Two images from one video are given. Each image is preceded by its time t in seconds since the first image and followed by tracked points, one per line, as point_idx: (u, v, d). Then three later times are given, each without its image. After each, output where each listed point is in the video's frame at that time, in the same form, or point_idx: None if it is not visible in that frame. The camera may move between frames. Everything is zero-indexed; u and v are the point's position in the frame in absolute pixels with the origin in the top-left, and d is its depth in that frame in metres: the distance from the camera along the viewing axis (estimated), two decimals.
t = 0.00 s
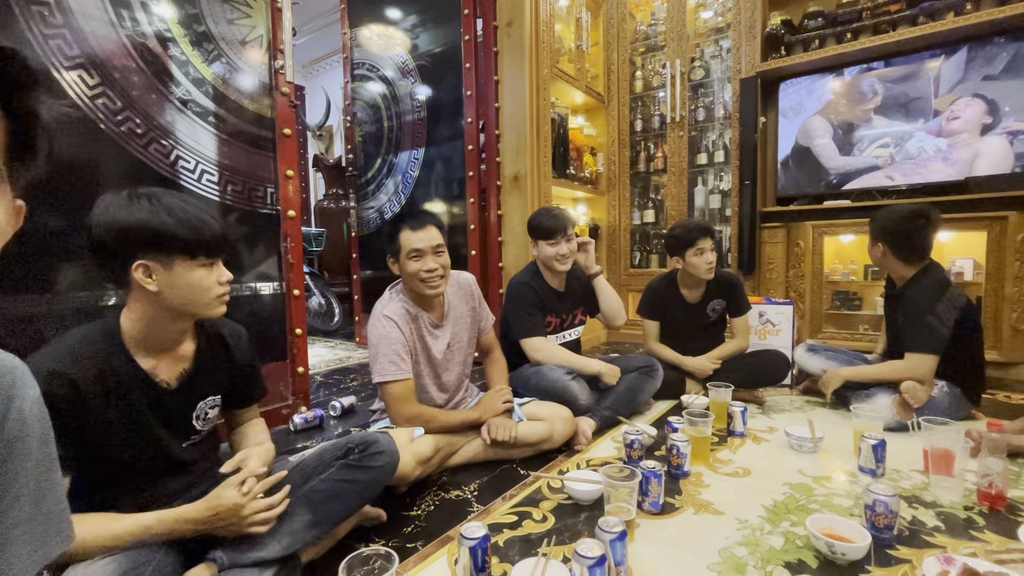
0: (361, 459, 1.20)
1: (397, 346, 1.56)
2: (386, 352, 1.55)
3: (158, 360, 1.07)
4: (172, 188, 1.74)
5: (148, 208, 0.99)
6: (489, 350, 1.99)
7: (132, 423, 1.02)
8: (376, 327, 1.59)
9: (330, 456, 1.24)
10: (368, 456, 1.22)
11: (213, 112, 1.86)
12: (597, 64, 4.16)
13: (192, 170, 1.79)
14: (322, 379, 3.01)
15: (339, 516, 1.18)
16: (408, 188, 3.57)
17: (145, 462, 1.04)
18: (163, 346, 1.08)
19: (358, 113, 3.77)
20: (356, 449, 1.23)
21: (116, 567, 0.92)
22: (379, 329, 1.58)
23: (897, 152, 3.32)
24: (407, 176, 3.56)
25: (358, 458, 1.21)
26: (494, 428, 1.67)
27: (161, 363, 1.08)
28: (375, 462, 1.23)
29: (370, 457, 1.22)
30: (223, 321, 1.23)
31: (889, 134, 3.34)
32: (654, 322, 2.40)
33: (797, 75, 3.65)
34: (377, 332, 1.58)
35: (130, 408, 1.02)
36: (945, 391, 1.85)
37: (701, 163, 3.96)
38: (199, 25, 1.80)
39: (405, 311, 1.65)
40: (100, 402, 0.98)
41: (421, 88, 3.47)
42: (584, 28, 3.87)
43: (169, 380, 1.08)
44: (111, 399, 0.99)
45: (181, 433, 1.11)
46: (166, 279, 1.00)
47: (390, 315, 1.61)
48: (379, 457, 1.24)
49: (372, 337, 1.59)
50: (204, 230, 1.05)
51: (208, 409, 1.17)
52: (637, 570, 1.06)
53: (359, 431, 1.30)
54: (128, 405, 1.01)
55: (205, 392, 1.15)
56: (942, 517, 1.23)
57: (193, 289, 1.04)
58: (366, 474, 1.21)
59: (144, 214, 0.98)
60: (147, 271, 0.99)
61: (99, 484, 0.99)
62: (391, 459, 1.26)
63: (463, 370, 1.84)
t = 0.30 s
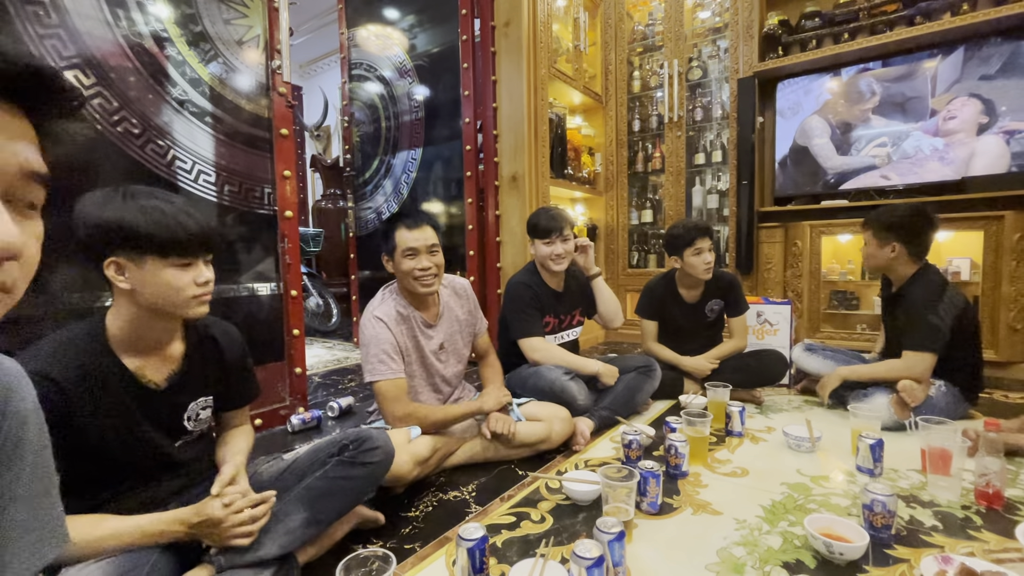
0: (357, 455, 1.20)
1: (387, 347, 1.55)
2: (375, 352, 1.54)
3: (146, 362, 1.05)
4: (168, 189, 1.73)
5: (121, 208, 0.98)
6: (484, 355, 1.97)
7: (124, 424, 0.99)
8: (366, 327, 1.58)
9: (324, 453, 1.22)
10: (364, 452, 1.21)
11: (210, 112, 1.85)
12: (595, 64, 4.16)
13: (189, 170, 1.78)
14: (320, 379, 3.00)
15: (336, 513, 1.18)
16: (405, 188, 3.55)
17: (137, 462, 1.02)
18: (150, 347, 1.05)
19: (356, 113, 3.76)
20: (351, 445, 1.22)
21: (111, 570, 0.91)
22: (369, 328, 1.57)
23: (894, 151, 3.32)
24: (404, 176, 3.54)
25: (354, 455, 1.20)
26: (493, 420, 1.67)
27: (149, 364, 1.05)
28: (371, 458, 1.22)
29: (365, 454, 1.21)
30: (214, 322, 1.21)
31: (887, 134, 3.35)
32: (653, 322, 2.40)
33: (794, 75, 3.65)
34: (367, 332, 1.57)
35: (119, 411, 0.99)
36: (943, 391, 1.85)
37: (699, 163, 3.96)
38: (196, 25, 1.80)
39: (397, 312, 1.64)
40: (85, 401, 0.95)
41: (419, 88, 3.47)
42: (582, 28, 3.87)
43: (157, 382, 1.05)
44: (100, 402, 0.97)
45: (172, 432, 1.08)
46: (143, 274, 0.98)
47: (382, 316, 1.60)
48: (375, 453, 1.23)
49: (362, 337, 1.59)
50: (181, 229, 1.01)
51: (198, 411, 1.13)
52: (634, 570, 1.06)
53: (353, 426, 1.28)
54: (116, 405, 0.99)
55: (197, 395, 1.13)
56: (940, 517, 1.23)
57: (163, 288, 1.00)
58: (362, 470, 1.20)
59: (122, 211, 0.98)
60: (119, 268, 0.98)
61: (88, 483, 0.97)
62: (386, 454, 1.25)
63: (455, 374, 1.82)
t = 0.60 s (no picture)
0: (356, 458, 1.19)
1: (373, 343, 1.55)
2: (359, 348, 1.54)
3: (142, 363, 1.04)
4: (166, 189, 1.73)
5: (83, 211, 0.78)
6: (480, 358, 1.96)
7: (117, 423, 0.97)
8: (359, 321, 1.58)
9: (324, 456, 1.22)
10: (363, 455, 1.21)
11: (207, 112, 1.84)
12: (593, 63, 4.16)
13: (186, 169, 1.77)
14: (318, 380, 3.00)
15: (334, 516, 1.18)
16: (402, 188, 3.54)
17: (129, 463, 0.99)
18: (142, 349, 1.01)
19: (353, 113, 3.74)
20: (350, 448, 1.22)
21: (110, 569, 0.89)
22: (361, 323, 1.57)
23: (892, 150, 3.33)
24: (402, 176, 3.54)
25: (353, 457, 1.20)
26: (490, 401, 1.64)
27: (140, 367, 1.02)
28: (370, 461, 1.22)
29: (364, 456, 1.21)
30: (209, 323, 1.17)
31: (885, 133, 3.35)
32: (651, 322, 2.40)
33: (792, 74, 3.65)
34: (357, 327, 1.58)
35: (111, 413, 0.97)
36: (941, 390, 1.86)
37: (697, 163, 3.96)
38: (192, 24, 1.79)
39: (395, 312, 1.64)
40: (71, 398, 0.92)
41: (417, 88, 3.46)
42: (579, 28, 3.87)
43: (148, 384, 1.02)
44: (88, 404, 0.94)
45: (166, 433, 1.06)
46: (133, 279, 0.88)
47: (378, 314, 1.60)
48: (374, 455, 1.23)
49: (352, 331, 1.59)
50: (153, 227, 0.89)
51: (194, 412, 1.12)
52: (632, 570, 1.06)
53: (352, 429, 1.28)
54: (105, 405, 0.96)
55: (191, 396, 1.11)
56: (938, 516, 1.24)
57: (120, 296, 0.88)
58: (361, 473, 1.20)
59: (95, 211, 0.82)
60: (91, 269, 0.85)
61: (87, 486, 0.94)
62: (385, 458, 1.25)
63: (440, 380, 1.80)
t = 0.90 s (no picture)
0: (353, 457, 1.20)
1: (366, 346, 1.57)
2: (348, 349, 1.56)
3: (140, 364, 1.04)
4: (163, 188, 1.72)
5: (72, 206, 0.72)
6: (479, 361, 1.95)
7: (111, 424, 0.96)
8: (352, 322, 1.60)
9: (321, 455, 1.22)
10: (360, 454, 1.21)
11: (205, 111, 1.84)
12: (591, 64, 4.16)
13: (183, 169, 1.76)
14: (316, 380, 2.99)
15: (333, 515, 1.18)
16: (401, 188, 3.54)
17: (123, 463, 0.98)
18: (136, 349, 1.01)
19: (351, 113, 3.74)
20: (347, 447, 1.22)
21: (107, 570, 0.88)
22: (353, 324, 1.59)
23: (891, 149, 3.34)
24: (401, 176, 3.53)
25: (351, 457, 1.20)
26: (417, 458, 1.46)
27: (131, 367, 1.01)
28: (367, 460, 1.22)
29: (362, 455, 1.21)
30: (202, 320, 1.17)
31: (882, 133, 3.36)
32: (649, 322, 2.40)
33: (790, 74, 3.66)
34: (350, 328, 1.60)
35: (105, 414, 0.96)
36: (939, 389, 1.86)
37: (695, 163, 3.96)
38: (190, 23, 1.78)
39: (390, 315, 1.64)
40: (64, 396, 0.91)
41: (415, 88, 3.45)
42: (578, 28, 3.87)
43: (142, 384, 1.01)
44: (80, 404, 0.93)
45: (161, 431, 1.05)
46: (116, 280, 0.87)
47: (371, 316, 1.60)
48: (371, 454, 1.23)
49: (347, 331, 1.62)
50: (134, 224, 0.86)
51: (188, 410, 1.10)
52: (631, 570, 1.06)
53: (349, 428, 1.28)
54: (99, 405, 0.95)
55: (183, 395, 1.09)
56: (936, 515, 1.24)
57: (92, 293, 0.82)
58: (359, 472, 1.20)
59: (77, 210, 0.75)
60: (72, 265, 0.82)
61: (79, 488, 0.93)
62: (383, 456, 1.25)
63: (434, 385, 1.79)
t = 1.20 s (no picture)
0: (354, 459, 1.21)
1: (365, 336, 1.56)
2: (346, 340, 1.56)
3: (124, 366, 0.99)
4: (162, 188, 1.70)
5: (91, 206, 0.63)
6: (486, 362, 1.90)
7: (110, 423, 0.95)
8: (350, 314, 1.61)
9: (320, 457, 1.23)
10: (361, 456, 1.23)
11: (203, 111, 1.84)
12: (590, 64, 4.16)
13: (181, 169, 1.75)
14: (314, 381, 2.99)
15: (331, 518, 1.18)
16: (399, 188, 3.54)
17: (126, 462, 0.97)
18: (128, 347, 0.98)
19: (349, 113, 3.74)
20: (349, 450, 1.23)
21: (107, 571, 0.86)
22: (351, 316, 1.60)
23: (889, 149, 3.34)
24: (399, 176, 3.53)
25: (351, 458, 1.22)
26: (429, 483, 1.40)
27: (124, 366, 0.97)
28: (367, 462, 1.23)
29: (362, 457, 1.23)
30: (192, 314, 1.17)
31: (881, 133, 3.37)
32: (648, 322, 2.41)
33: (788, 75, 3.67)
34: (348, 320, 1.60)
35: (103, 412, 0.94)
36: (936, 389, 1.86)
37: (693, 163, 3.97)
38: (188, 23, 1.78)
39: (386, 310, 1.64)
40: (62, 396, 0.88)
41: (414, 88, 3.45)
42: (576, 28, 3.87)
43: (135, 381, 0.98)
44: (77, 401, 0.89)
45: (160, 429, 1.06)
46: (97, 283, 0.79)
47: (368, 309, 1.61)
48: (371, 456, 1.25)
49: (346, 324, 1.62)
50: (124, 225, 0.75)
51: (183, 405, 1.11)
52: (631, 570, 1.06)
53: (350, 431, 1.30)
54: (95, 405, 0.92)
55: (179, 389, 1.10)
56: (933, 514, 1.24)
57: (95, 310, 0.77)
58: (358, 474, 1.22)
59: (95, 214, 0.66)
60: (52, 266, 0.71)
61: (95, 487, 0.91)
62: (383, 459, 1.27)
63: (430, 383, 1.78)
